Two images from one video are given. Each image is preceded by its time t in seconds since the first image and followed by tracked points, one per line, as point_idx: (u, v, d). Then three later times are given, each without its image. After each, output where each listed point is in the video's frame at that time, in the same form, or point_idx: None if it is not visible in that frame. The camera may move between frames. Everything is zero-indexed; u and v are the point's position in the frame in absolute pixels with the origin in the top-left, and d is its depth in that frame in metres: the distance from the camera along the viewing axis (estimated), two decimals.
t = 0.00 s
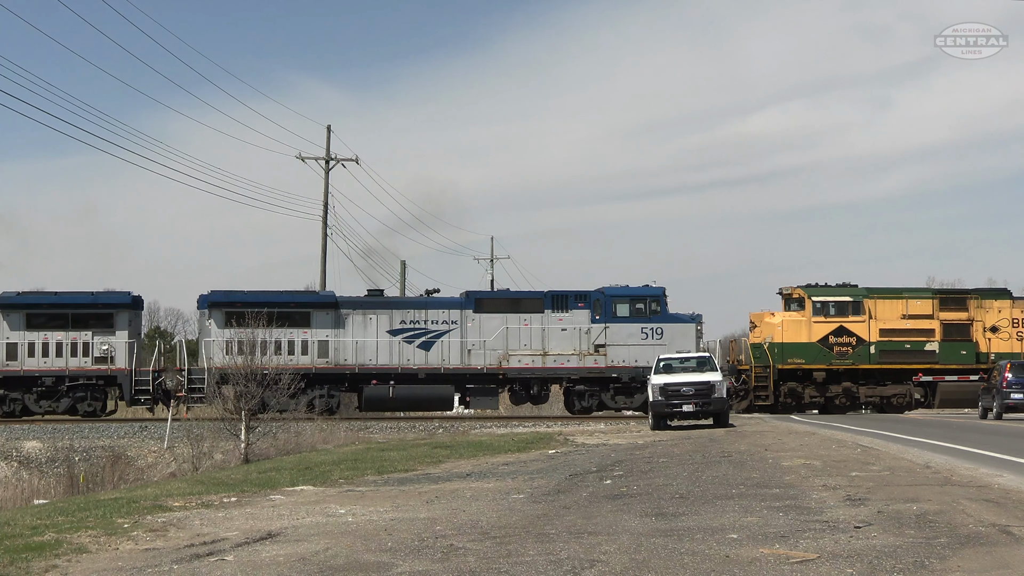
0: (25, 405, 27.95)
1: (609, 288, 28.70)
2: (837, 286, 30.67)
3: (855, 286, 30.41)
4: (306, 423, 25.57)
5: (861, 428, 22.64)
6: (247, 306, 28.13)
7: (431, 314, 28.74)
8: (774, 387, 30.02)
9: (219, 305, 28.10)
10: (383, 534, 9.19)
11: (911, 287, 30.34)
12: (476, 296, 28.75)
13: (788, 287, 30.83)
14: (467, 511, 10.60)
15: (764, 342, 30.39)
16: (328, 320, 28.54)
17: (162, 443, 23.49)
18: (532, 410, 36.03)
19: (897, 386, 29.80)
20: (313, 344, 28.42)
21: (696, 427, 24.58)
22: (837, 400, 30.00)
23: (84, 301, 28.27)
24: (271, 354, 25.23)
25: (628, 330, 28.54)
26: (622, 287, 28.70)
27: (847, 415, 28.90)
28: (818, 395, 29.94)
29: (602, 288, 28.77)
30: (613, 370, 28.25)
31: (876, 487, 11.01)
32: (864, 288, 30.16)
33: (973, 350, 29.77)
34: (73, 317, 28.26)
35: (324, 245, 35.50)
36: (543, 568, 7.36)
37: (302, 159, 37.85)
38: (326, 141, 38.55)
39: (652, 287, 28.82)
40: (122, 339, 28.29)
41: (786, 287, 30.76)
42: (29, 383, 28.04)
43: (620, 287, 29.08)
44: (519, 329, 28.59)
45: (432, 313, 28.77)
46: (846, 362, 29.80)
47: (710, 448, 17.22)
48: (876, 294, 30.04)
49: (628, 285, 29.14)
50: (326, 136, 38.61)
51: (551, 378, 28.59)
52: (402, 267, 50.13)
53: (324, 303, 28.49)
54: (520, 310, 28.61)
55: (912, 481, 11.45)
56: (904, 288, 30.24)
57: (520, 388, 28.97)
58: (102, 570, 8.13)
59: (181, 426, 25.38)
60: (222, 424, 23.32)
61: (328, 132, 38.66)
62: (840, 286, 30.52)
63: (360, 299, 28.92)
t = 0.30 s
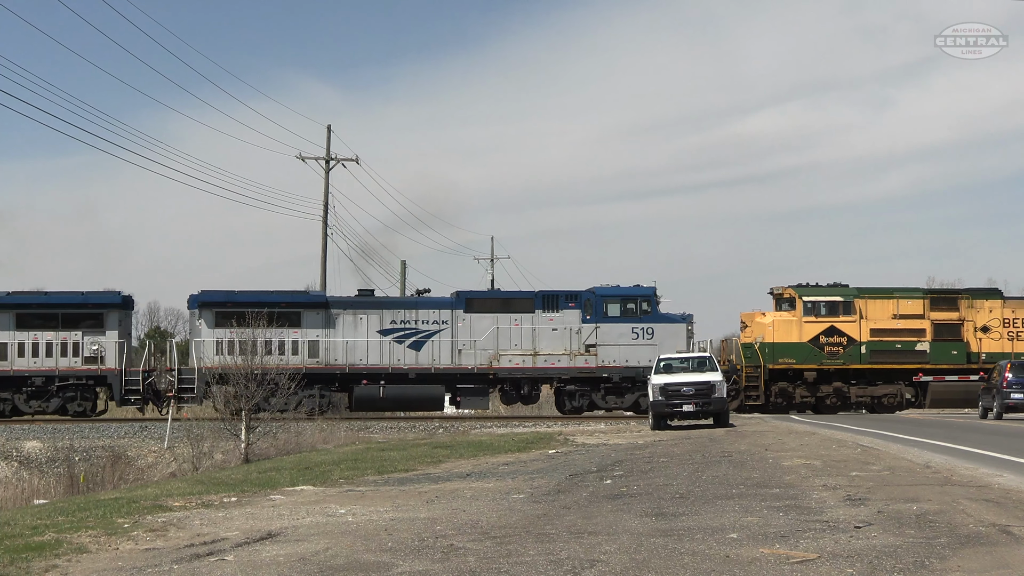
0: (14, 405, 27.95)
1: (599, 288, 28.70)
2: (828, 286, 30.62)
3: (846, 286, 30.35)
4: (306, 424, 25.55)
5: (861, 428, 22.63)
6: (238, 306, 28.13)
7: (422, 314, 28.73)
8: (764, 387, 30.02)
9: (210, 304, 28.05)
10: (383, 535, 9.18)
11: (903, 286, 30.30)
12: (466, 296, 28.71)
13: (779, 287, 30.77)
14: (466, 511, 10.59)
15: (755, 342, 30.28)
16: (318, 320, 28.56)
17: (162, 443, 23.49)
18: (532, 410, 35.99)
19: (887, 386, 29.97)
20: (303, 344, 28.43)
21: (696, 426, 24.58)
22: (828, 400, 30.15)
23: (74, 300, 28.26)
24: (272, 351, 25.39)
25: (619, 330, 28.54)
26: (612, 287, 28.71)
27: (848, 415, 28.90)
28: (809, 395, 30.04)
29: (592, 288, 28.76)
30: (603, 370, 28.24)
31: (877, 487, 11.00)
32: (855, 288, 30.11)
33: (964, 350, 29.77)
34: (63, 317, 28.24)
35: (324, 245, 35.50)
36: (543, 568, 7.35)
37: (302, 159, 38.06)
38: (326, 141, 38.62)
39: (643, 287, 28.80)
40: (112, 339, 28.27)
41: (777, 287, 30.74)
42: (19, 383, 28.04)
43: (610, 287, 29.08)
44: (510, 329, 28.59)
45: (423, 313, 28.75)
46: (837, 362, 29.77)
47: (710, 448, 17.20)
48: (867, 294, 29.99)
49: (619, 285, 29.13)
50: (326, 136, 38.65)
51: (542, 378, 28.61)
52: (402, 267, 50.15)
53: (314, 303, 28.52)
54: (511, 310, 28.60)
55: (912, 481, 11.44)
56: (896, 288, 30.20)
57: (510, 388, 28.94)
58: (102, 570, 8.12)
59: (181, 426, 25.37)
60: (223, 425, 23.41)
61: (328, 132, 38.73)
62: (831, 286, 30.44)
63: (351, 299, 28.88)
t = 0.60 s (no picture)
0: (4, 404, 28.00)
1: (590, 288, 28.66)
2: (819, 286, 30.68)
3: (837, 286, 30.40)
4: (306, 424, 25.55)
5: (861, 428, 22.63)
6: (228, 306, 28.19)
7: (412, 314, 28.74)
8: (755, 386, 30.11)
9: (200, 304, 28.12)
10: (383, 534, 9.18)
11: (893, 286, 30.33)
12: (457, 296, 28.71)
13: (769, 287, 30.88)
14: (466, 511, 10.59)
15: (745, 342, 30.36)
16: (308, 319, 28.64)
17: (162, 443, 23.49)
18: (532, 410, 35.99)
19: (878, 386, 29.88)
20: (294, 343, 28.45)
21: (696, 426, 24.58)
22: (818, 400, 30.10)
23: (63, 300, 28.21)
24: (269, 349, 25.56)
25: (609, 330, 28.48)
26: (603, 287, 28.65)
27: (848, 415, 28.90)
28: (799, 395, 29.99)
29: (583, 288, 28.73)
30: (594, 370, 28.20)
31: (877, 487, 11.00)
32: (845, 287, 30.16)
33: (954, 350, 29.75)
34: (53, 317, 28.20)
35: (325, 245, 35.54)
36: (543, 568, 7.35)
37: (303, 158, 38.27)
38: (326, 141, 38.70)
39: (634, 287, 28.75)
40: (102, 339, 28.21)
41: (767, 287, 30.82)
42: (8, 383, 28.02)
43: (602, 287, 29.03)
44: (500, 329, 28.58)
45: (413, 313, 28.76)
46: (828, 362, 29.75)
47: (710, 448, 17.20)
48: (858, 293, 30.03)
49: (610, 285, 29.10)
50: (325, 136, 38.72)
51: (533, 378, 28.61)
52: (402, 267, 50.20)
53: (304, 303, 28.60)
54: (501, 310, 28.62)
55: (912, 481, 11.44)
56: (886, 287, 30.23)
57: (501, 388, 29.00)
58: (101, 570, 8.12)
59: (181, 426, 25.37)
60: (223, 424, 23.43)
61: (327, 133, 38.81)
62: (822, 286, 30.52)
63: (341, 299, 28.91)
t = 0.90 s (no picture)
0: None
1: (580, 288, 28.68)
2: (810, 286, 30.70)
3: (828, 286, 30.44)
4: (306, 424, 25.54)
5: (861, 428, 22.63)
6: (218, 306, 28.24)
7: (402, 314, 28.78)
8: (746, 386, 30.07)
9: (190, 305, 28.17)
10: (383, 534, 9.18)
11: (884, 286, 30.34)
12: (447, 296, 28.71)
13: (760, 287, 30.83)
14: (466, 511, 10.59)
15: (736, 342, 30.39)
16: (298, 319, 28.68)
17: (162, 443, 23.49)
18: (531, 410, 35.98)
19: (869, 386, 29.81)
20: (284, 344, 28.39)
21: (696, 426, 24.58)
22: (809, 400, 30.00)
23: (53, 301, 28.12)
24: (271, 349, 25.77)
25: (600, 330, 28.47)
26: (594, 287, 28.66)
27: (848, 415, 28.92)
28: (790, 395, 29.91)
29: (574, 288, 28.74)
30: (584, 370, 28.23)
31: (877, 487, 11.00)
32: (836, 287, 30.17)
33: (945, 350, 29.76)
34: (43, 317, 28.14)
35: (325, 245, 35.60)
36: (543, 568, 7.35)
37: (303, 158, 38.42)
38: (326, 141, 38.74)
39: (625, 287, 28.73)
40: (92, 339, 28.26)
41: (758, 287, 30.82)
42: None
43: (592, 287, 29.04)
44: (490, 329, 28.58)
45: (403, 313, 28.79)
46: (819, 362, 29.78)
47: (710, 448, 17.20)
48: (849, 293, 30.05)
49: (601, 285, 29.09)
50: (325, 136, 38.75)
51: (523, 378, 28.61)
52: (402, 267, 50.22)
53: (295, 303, 28.64)
54: (492, 310, 28.62)
55: (912, 481, 11.44)
56: (877, 287, 30.25)
57: (491, 388, 28.88)
58: (102, 570, 8.12)
59: (181, 427, 25.36)
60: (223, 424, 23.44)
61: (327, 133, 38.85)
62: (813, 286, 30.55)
63: (332, 299, 29.00)
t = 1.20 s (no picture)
0: None
1: (571, 288, 28.67)
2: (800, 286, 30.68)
3: (818, 286, 30.42)
4: (306, 424, 25.55)
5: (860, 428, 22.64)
6: (209, 306, 28.20)
7: (393, 314, 28.73)
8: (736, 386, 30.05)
9: (181, 304, 28.14)
10: (383, 534, 9.18)
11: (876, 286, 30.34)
12: (438, 296, 28.73)
13: (751, 287, 30.86)
14: (466, 511, 10.59)
15: (727, 342, 30.41)
16: (289, 320, 28.61)
17: (162, 443, 23.50)
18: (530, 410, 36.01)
19: (860, 386, 29.88)
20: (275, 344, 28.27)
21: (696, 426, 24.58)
22: (800, 400, 29.99)
23: (43, 301, 28.14)
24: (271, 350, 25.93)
25: (591, 330, 28.47)
26: (585, 288, 28.66)
27: (848, 415, 29.02)
28: (781, 395, 29.91)
29: (564, 288, 28.74)
30: (575, 371, 28.25)
31: (877, 487, 11.00)
32: (827, 287, 30.15)
33: (936, 350, 29.77)
34: (33, 317, 28.15)
35: (325, 245, 35.63)
36: (543, 568, 7.35)
37: (302, 158, 38.24)
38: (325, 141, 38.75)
39: (615, 287, 28.74)
40: (82, 339, 28.20)
41: (749, 287, 30.82)
42: None
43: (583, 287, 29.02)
44: (481, 329, 28.57)
45: (394, 313, 28.75)
46: (810, 362, 29.71)
47: (710, 448, 17.21)
48: (840, 293, 30.02)
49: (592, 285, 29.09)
50: (325, 136, 38.76)
51: (514, 378, 28.61)
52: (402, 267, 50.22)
53: (285, 303, 28.55)
54: (482, 310, 28.60)
55: (912, 481, 11.44)
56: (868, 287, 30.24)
57: (482, 388, 28.99)
58: (102, 570, 8.13)
59: (181, 427, 25.38)
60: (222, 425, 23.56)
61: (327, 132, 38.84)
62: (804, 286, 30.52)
63: (323, 299, 28.96)
